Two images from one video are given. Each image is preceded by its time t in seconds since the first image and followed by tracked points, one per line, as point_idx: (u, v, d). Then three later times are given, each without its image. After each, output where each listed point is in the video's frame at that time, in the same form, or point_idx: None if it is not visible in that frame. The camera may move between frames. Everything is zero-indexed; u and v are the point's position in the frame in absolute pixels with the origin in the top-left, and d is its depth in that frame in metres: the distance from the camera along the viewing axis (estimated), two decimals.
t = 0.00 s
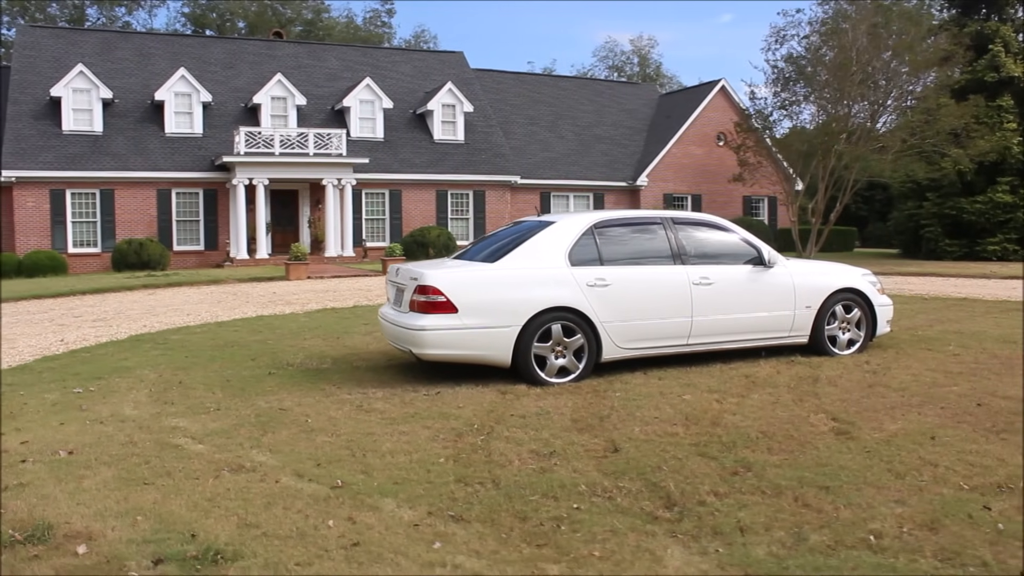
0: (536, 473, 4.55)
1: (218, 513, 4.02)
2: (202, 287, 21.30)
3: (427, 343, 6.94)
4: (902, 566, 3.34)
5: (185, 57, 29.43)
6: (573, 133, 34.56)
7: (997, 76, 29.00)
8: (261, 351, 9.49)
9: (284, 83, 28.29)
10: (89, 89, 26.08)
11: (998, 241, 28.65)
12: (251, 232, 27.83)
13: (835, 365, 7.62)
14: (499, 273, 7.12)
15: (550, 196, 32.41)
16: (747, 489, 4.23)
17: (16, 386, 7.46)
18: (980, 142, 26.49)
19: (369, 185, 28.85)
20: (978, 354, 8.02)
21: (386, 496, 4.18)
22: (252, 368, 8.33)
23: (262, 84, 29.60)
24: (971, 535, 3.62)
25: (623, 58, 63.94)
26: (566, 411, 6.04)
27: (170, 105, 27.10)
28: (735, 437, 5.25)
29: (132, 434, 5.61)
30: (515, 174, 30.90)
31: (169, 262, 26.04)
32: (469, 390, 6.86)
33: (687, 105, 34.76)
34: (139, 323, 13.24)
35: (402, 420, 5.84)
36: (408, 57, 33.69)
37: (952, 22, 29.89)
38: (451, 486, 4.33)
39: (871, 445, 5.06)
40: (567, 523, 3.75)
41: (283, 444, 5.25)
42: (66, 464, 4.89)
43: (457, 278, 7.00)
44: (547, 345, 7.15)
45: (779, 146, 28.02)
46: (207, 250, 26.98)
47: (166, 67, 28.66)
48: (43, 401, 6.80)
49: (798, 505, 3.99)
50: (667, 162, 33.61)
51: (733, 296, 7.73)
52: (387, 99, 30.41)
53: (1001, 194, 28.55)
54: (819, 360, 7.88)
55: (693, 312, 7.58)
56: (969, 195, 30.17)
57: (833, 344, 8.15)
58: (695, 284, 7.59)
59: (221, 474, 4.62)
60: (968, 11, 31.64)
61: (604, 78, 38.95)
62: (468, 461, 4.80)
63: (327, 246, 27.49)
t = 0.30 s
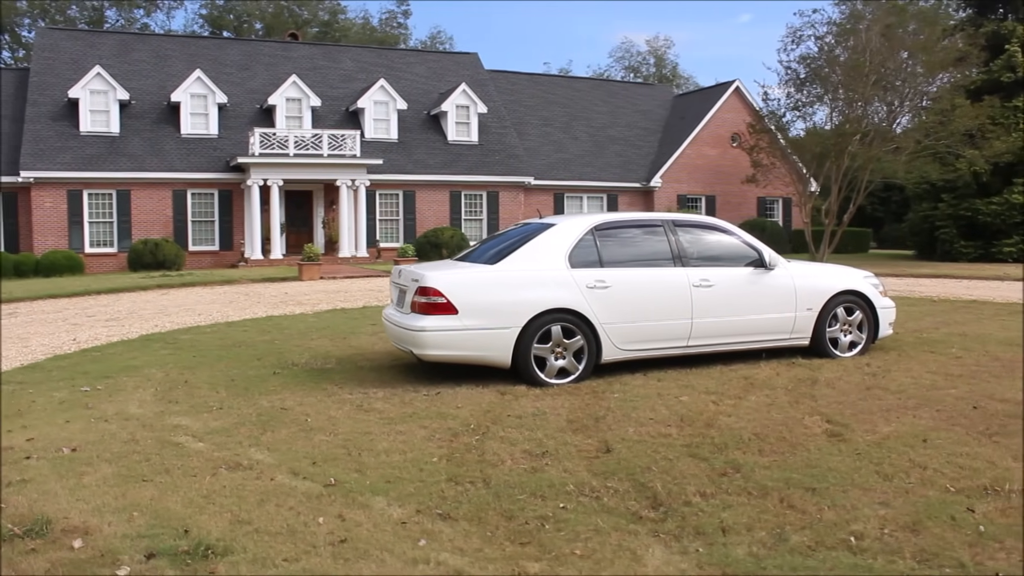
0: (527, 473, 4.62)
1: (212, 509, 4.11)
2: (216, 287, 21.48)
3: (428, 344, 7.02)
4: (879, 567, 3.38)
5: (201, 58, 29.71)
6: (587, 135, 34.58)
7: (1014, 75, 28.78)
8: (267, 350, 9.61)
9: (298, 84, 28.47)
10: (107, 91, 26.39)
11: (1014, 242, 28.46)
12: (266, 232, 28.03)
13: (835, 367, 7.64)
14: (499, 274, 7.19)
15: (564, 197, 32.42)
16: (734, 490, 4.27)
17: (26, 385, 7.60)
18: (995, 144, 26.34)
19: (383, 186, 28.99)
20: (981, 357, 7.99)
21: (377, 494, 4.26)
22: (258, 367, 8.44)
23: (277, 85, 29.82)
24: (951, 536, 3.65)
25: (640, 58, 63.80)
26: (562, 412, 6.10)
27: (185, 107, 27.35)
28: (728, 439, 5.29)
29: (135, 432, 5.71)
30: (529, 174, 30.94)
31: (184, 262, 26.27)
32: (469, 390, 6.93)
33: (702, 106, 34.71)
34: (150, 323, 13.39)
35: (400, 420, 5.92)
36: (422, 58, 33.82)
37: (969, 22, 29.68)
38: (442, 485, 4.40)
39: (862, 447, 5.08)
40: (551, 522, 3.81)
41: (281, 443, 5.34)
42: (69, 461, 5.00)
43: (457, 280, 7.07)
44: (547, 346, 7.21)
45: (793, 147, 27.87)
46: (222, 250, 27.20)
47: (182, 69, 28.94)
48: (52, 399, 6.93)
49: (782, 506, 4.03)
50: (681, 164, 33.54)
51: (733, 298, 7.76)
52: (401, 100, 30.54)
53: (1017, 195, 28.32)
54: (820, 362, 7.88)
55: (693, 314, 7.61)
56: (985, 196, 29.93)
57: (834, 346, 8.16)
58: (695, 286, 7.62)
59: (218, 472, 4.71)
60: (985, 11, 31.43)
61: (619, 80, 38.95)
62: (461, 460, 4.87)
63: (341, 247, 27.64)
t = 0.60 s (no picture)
0: (515, 470, 4.65)
1: (202, 505, 4.16)
2: (225, 287, 21.60)
3: (424, 343, 7.07)
4: (856, 563, 3.39)
5: (212, 60, 29.91)
6: (597, 135, 34.58)
7: None
8: (270, 349, 9.69)
9: (308, 85, 28.61)
10: (118, 92, 26.59)
11: None
12: (276, 233, 28.17)
13: (832, 366, 7.64)
14: (496, 274, 7.24)
15: (574, 197, 32.39)
16: (718, 488, 4.30)
17: (30, 383, 7.70)
18: (1006, 143, 26.23)
19: (393, 186, 29.07)
20: (980, 357, 7.97)
21: (366, 490, 4.31)
22: (259, 366, 8.51)
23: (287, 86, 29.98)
24: (931, 533, 3.66)
25: (651, 58, 63.66)
26: (556, 410, 6.14)
27: (196, 108, 27.54)
28: (718, 437, 5.31)
29: (133, 430, 5.79)
30: (538, 174, 30.97)
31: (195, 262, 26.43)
32: (465, 389, 6.97)
33: (712, 105, 34.65)
34: (157, 322, 13.49)
35: (395, 418, 5.97)
36: (432, 58, 33.92)
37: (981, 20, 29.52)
38: (430, 482, 4.45)
39: (852, 446, 5.09)
40: (534, 519, 3.84)
41: (275, 440, 5.40)
42: (66, 458, 5.08)
43: (455, 279, 7.12)
44: (544, 345, 7.25)
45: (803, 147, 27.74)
46: (233, 250, 27.35)
47: (193, 70, 29.15)
48: (54, 397, 7.01)
49: (765, 504, 4.05)
50: (690, 163, 33.48)
51: (731, 297, 7.77)
52: (411, 100, 30.63)
53: None
54: (818, 361, 7.88)
55: (690, 314, 7.63)
56: (997, 196, 29.77)
57: (833, 345, 8.16)
58: (692, 285, 7.64)
59: (211, 468, 4.78)
60: (998, 10, 31.28)
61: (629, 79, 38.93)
62: (451, 458, 4.92)
63: (350, 247, 27.73)
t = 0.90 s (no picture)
0: (500, 464, 4.69)
1: (187, 497, 4.22)
2: (231, 285, 21.68)
3: (418, 339, 7.12)
4: (829, 556, 3.39)
5: (219, 59, 30.06)
6: (604, 133, 34.58)
7: None
8: (269, 346, 9.75)
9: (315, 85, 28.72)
10: (126, 91, 26.75)
11: None
12: (283, 231, 28.26)
13: (826, 363, 7.64)
14: (490, 271, 7.28)
15: (580, 196, 32.36)
16: (700, 482, 4.32)
17: (29, 378, 7.77)
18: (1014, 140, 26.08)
19: (399, 185, 29.13)
20: (975, 354, 7.95)
21: (350, 483, 4.36)
22: (257, 362, 8.57)
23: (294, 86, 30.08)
24: (907, 527, 3.67)
25: (660, 58, 63.52)
26: (546, 406, 6.16)
27: (204, 107, 27.67)
28: (705, 432, 5.33)
29: (126, 423, 5.85)
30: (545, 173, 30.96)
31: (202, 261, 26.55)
32: (458, 385, 7.01)
33: (719, 104, 34.60)
34: (160, 320, 13.57)
35: (386, 413, 6.01)
36: (440, 57, 33.99)
37: (990, 18, 29.38)
38: (414, 475, 4.49)
39: (838, 441, 5.11)
40: (513, 512, 3.88)
41: (265, 434, 5.45)
42: (59, 450, 5.15)
43: (448, 276, 7.17)
44: (537, 342, 7.28)
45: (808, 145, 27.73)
46: (240, 249, 27.46)
47: (201, 69, 29.30)
48: (52, 392, 7.09)
49: (745, 498, 4.07)
50: (697, 162, 33.43)
51: (724, 294, 7.79)
52: (418, 99, 30.69)
53: None
54: (813, 358, 7.88)
55: (683, 310, 7.65)
56: (1005, 195, 29.62)
57: (828, 343, 8.16)
58: (686, 282, 7.66)
59: (200, 461, 4.84)
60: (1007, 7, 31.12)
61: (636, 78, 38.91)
62: (437, 452, 4.95)
63: (357, 245, 27.78)
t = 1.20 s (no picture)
0: (491, 462, 4.75)
1: (183, 491, 4.31)
2: (242, 285, 21.83)
3: (417, 338, 7.18)
4: (807, 553, 3.41)
5: (232, 60, 30.27)
6: (615, 134, 34.59)
7: None
8: (274, 345, 9.84)
9: (326, 85, 28.87)
10: (139, 92, 26.97)
11: None
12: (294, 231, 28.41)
13: (825, 364, 7.66)
14: (489, 271, 7.33)
15: (591, 196, 32.35)
16: (688, 480, 4.36)
17: (36, 375, 7.89)
18: None
19: (410, 185, 29.22)
20: (975, 355, 7.94)
21: (342, 479, 4.44)
22: (261, 360, 8.66)
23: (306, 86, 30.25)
24: (889, 526, 3.69)
25: (674, 58, 63.38)
26: (542, 405, 6.22)
27: (216, 107, 27.87)
28: (696, 431, 5.37)
29: (128, 420, 5.93)
30: (556, 173, 30.96)
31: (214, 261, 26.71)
32: (456, 384, 7.07)
33: (730, 104, 34.53)
34: (169, 319, 13.68)
35: (383, 411, 6.08)
36: (451, 58, 34.09)
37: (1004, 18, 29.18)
38: (406, 472, 4.55)
39: (829, 440, 5.14)
40: (499, 509, 3.93)
41: (263, 431, 5.53)
42: (61, 446, 5.24)
43: (447, 276, 7.23)
44: (535, 342, 7.33)
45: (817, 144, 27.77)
46: (252, 248, 27.63)
47: (213, 70, 29.52)
48: (57, 389, 7.19)
49: (730, 497, 4.11)
50: (709, 162, 33.38)
51: (723, 295, 7.82)
52: (429, 100, 30.79)
53: None
54: (812, 359, 7.90)
55: (682, 310, 7.69)
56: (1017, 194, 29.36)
57: (827, 343, 8.18)
58: (684, 282, 7.70)
59: (197, 457, 4.92)
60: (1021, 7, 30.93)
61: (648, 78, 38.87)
62: (430, 449, 5.02)
63: (368, 245, 27.88)
